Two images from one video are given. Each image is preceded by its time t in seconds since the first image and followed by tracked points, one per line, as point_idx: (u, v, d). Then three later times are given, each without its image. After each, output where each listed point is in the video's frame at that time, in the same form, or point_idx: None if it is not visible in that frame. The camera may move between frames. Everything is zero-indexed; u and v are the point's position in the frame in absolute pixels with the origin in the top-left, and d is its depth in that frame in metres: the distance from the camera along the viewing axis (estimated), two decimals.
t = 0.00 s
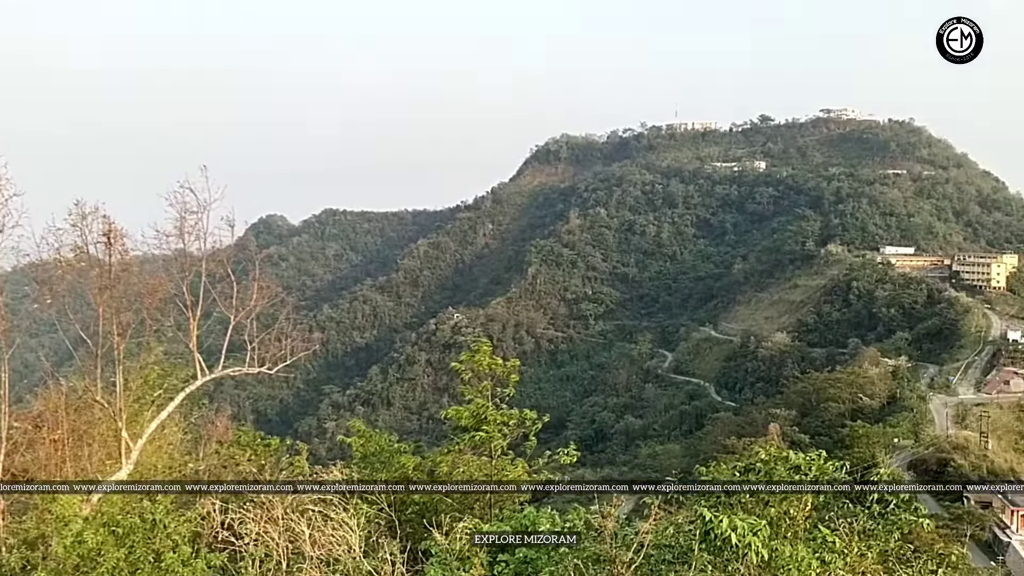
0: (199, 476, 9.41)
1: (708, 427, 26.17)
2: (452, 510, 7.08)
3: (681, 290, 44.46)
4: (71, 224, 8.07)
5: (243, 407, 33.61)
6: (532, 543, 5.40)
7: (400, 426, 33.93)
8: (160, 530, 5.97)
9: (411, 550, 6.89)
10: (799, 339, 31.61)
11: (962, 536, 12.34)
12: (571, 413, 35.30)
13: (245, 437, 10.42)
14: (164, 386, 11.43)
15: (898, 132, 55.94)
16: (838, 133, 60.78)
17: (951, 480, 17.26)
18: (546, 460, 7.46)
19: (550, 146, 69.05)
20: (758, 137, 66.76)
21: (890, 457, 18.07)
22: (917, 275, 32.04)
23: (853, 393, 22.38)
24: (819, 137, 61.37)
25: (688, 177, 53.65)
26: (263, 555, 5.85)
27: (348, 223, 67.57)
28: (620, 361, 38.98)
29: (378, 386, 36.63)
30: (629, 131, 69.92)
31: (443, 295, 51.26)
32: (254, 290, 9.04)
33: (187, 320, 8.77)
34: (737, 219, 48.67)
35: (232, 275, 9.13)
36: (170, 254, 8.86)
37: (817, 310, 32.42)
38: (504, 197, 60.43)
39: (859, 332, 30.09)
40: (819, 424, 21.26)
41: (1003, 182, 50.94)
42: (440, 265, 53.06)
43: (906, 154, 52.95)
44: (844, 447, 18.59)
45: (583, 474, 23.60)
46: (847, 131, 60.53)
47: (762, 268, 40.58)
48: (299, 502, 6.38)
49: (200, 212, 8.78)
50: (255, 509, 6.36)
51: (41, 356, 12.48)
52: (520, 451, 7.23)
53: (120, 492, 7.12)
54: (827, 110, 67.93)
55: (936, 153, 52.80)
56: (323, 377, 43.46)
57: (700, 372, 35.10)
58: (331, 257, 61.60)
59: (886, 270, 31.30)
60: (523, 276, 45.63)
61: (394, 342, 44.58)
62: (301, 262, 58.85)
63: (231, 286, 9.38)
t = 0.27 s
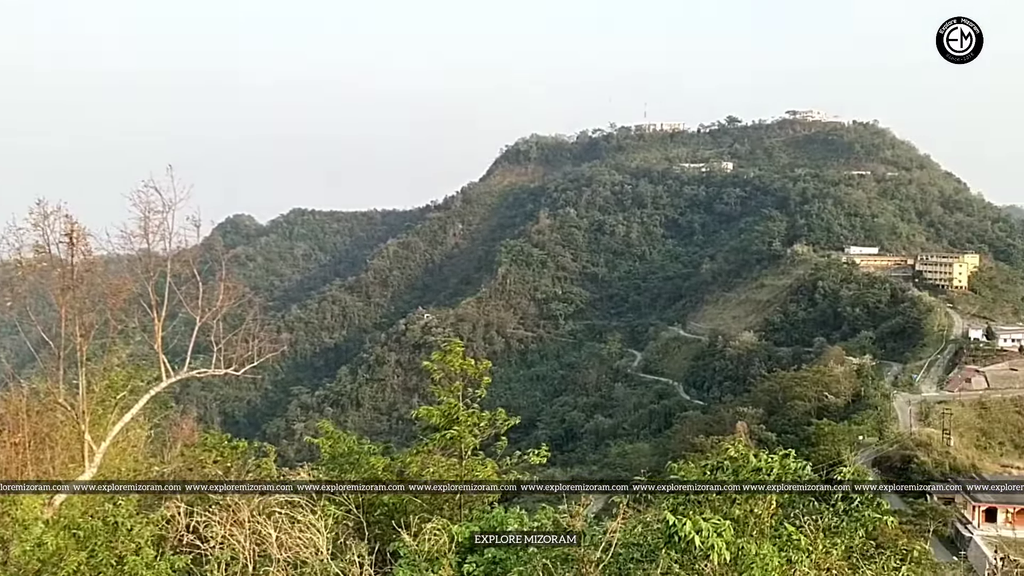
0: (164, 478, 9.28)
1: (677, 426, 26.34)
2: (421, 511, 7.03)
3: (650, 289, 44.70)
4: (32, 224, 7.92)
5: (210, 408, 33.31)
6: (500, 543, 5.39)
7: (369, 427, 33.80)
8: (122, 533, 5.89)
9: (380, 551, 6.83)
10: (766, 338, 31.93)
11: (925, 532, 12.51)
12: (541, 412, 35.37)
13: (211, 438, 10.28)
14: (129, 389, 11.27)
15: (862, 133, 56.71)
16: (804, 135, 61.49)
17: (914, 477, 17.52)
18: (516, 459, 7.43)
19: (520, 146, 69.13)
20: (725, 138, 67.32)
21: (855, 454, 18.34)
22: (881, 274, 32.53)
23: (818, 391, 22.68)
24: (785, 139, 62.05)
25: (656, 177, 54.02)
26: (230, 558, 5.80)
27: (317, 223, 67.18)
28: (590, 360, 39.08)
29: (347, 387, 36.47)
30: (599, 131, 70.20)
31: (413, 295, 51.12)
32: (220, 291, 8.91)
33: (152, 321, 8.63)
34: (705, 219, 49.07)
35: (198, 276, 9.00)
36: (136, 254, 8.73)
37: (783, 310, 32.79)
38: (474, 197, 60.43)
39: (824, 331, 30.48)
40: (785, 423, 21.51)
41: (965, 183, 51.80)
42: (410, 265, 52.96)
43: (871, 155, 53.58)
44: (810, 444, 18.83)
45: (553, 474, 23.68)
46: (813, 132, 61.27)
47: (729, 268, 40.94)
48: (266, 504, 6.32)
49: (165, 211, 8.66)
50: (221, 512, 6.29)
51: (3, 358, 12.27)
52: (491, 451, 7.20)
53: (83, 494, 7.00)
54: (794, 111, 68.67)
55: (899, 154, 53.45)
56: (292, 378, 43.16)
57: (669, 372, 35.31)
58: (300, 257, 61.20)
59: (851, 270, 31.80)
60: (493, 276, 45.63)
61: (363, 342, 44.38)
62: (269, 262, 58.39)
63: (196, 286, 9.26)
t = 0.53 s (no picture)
0: (131, 478, 9.14)
1: (648, 422, 26.51)
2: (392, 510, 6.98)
3: (622, 286, 44.90)
4: None
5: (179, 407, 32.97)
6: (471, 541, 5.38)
7: (341, 425, 33.66)
8: (88, 533, 5.83)
9: (350, 550, 6.78)
10: (736, 334, 32.21)
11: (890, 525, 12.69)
12: (514, 409, 35.42)
13: (180, 438, 10.14)
14: (96, 388, 11.09)
15: (830, 132, 57.37)
16: (774, 133, 62.09)
17: (881, 471, 17.76)
18: (486, 456, 7.41)
19: (493, 143, 69.14)
20: (696, 137, 67.79)
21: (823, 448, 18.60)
22: (848, 271, 32.96)
23: (787, 386, 22.94)
24: (755, 137, 62.65)
25: (628, 175, 54.30)
26: (198, 557, 5.75)
27: (288, 220, 66.72)
28: (562, 357, 39.16)
29: (318, 385, 36.29)
30: (571, 129, 70.38)
31: (384, 292, 50.94)
32: (189, 289, 8.80)
33: (118, 320, 8.50)
34: (676, 217, 49.39)
35: (166, 273, 8.88)
36: (103, 252, 8.62)
37: (753, 306, 33.11)
38: (446, 194, 60.36)
39: (793, 327, 30.80)
40: (754, 418, 21.72)
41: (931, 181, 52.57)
42: (381, 262, 52.81)
43: (839, 154, 54.17)
44: (779, 439, 19.06)
45: (525, 471, 23.75)
46: (782, 131, 61.91)
47: (700, 265, 41.24)
48: (235, 504, 6.27)
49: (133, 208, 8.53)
50: (189, 512, 6.24)
51: None
52: (462, 449, 7.17)
53: (48, 495, 6.90)
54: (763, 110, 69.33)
55: (867, 153, 54.08)
56: (262, 376, 42.83)
57: (640, 368, 35.48)
58: (270, 254, 60.75)
59: (819, 267, 32.22)
60: (465, 273, 45.60)
61: (335, 340, 44.18)
62: (239, 260, 57.87)
63: (165, 284, 9.16)
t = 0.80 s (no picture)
0: (96, 477, 8.98)
1: (618, 418, 26.65)
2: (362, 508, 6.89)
3: (592, 283, 45.05)
4: None
5: (145, 406, 32.58)
6: (439, 536, 5.36)
7: (310, 422, 33.47)
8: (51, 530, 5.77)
9: (320, 548, 6.69)
10: (705, 330, 32.47)
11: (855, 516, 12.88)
12: (485, 405, 35.42)
13: (147, 435, 10.00)
14: (60, 386, 10.91)
15: (797, 129, 57.97)
16: (742, 130, 62.63)
17: (847, 464, 17.99)
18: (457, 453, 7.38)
19: (463, 139, 69.02)
20: (665, 134, 68.24)
21: (790, 442, 18.85)
22: (815, 266, 33.39)
23: (755, 381, 23.17)
24: (723, 134, 63.19)
25: (598, 172, 54.49)
26: (164, 557, 5.70)
27: (256, 216, 66.14)
28: (533, 353, 39.20)
29: (288, 382, 36.05)
30: (541, 125, 70.48)
31: (354, 289, 50.71)
32: (154, 284, 8.65)
33: (81, 316, 8.35)
34: (646, 213, 49.65)
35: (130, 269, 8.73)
36: (66, 248, 8.44)
37: (722, 302, 33.39)
38: (416, 190, 60.22)
39: (761, 322, 31.12)
40: (723, 412, 21.92)
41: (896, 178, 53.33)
42: (351, 258, 52.61)
43: (805, 151, 54.74)
44: (747, 434, 19.26)
45: (496, 467, 23.78)
46: (750, 128, 62.51)
47: (670, 261, 41.53)
48: (201, 503, 6.22)
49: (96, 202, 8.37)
50: (154, 510, 6.17)
51: None
52: (433, 445, 7.12)
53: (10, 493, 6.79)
54: (731, 107, 69.92)
55: (833, 150, 54.71)
56: (231, 373, 42.45)
57: (611, 363, 35.64)
58: (238, 250, 60.20)
59: (786, 263, 32.61)
60: (436, 269, 45.52)
61: (304, 337, 43.89)
62: (206, 256, 57.28)
63: (129, 280, 9.00)
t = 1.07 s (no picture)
0: (64, 476, 8.82)
1: (592, 413, 26.75)
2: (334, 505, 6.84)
3: (566, 278, 45.13)
4: None
5: (115, 404, 32.22)
6: (411, 532, 5.34)
7: (283, 419, 33.29)
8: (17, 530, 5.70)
9: (291, 546, 6.63)
10: (678, 325, 32.67)
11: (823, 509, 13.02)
12: (459, 402, 35.40)
13: (116, 434, 9.85)
14: (26, 385, 10.73)
15: (769, 126, 58.46)
16: (714, 127, 63.03)
17: (818, 457, 18.18)
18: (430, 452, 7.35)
19: (437, 135, 68.87)
20: (638, 130, 68.51)
21: (761, 436, 19.03)
22: (786, 262, 33.71)
23: (727, 375, 23.36)
24: (695, 131, 63.59)
25: (572, 168, 54.60)
26: (133, 556, 5.64)
27: (227, 212, 65.55)
28: (507, 349, 39.21)
29: (260, 379, 35.79)
30: (515, 121, 70.47)
31: (327, 285, 50.47)
32: (121, 281, 8.52)
33: (47, 313, 8.20)
34: (619, 209, 49.84)
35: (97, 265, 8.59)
36: (32, 244, 8.29)
37: (694, 297, 33.61)
38: (390, 185, 60.03)
39: (733, 317, 31.36)
40: (696, 407, 22.08)
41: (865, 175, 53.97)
42: (324, 255, 52.37)
43: (776, 147, 55.21)
44: (719, 428, 19.42)
45: (470, 462, 23.79)
46: (722, 124, 62.94)
47: (643, 257, 41.71)
48: (171, 501, 6.16)
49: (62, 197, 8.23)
50: (123, 509, 6.11)
51: None
52: (404, 442, 7.09)
53: None
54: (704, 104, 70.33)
55: (803, 146, 55.24)
56: (202, 371, 42.08)
57: (585, 359, 35.74)
58: (209, 247, 59.66)
59: (757, 258, 32.89)
60: (409, 265, 45.41)
61: (276, 334, 43.59)
62: (177, 252, 56.70)
63: (96, 277, 8.85)
